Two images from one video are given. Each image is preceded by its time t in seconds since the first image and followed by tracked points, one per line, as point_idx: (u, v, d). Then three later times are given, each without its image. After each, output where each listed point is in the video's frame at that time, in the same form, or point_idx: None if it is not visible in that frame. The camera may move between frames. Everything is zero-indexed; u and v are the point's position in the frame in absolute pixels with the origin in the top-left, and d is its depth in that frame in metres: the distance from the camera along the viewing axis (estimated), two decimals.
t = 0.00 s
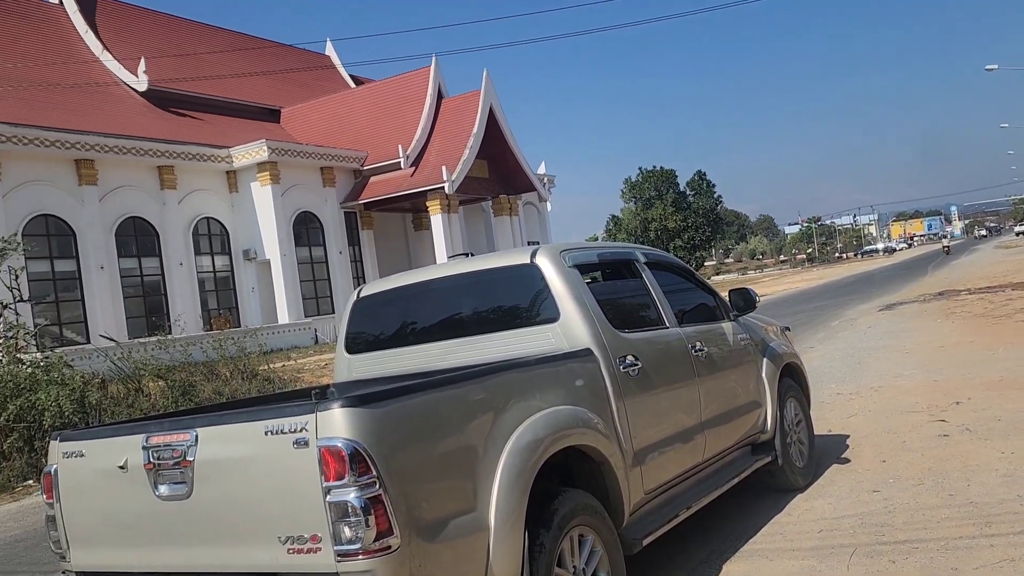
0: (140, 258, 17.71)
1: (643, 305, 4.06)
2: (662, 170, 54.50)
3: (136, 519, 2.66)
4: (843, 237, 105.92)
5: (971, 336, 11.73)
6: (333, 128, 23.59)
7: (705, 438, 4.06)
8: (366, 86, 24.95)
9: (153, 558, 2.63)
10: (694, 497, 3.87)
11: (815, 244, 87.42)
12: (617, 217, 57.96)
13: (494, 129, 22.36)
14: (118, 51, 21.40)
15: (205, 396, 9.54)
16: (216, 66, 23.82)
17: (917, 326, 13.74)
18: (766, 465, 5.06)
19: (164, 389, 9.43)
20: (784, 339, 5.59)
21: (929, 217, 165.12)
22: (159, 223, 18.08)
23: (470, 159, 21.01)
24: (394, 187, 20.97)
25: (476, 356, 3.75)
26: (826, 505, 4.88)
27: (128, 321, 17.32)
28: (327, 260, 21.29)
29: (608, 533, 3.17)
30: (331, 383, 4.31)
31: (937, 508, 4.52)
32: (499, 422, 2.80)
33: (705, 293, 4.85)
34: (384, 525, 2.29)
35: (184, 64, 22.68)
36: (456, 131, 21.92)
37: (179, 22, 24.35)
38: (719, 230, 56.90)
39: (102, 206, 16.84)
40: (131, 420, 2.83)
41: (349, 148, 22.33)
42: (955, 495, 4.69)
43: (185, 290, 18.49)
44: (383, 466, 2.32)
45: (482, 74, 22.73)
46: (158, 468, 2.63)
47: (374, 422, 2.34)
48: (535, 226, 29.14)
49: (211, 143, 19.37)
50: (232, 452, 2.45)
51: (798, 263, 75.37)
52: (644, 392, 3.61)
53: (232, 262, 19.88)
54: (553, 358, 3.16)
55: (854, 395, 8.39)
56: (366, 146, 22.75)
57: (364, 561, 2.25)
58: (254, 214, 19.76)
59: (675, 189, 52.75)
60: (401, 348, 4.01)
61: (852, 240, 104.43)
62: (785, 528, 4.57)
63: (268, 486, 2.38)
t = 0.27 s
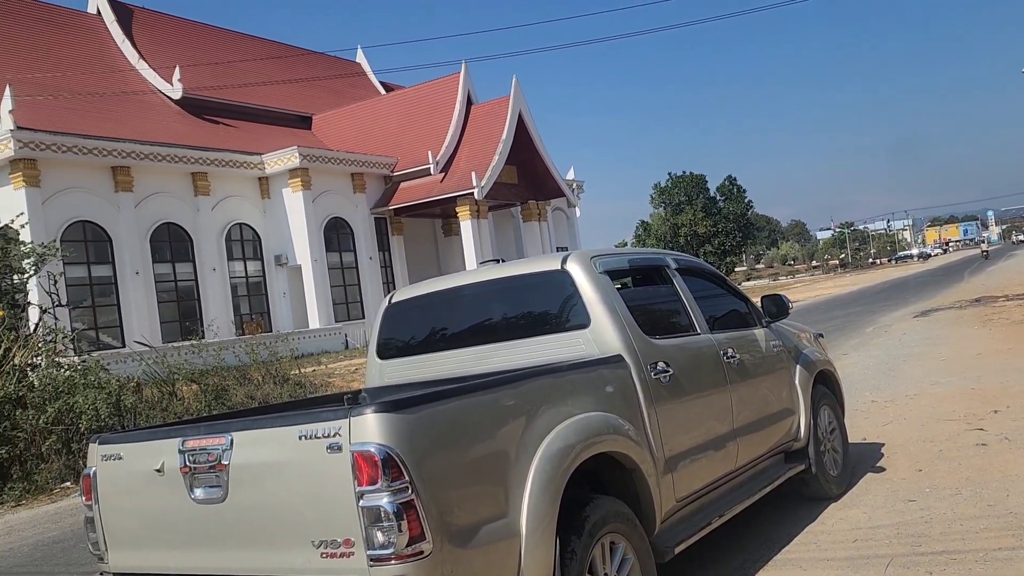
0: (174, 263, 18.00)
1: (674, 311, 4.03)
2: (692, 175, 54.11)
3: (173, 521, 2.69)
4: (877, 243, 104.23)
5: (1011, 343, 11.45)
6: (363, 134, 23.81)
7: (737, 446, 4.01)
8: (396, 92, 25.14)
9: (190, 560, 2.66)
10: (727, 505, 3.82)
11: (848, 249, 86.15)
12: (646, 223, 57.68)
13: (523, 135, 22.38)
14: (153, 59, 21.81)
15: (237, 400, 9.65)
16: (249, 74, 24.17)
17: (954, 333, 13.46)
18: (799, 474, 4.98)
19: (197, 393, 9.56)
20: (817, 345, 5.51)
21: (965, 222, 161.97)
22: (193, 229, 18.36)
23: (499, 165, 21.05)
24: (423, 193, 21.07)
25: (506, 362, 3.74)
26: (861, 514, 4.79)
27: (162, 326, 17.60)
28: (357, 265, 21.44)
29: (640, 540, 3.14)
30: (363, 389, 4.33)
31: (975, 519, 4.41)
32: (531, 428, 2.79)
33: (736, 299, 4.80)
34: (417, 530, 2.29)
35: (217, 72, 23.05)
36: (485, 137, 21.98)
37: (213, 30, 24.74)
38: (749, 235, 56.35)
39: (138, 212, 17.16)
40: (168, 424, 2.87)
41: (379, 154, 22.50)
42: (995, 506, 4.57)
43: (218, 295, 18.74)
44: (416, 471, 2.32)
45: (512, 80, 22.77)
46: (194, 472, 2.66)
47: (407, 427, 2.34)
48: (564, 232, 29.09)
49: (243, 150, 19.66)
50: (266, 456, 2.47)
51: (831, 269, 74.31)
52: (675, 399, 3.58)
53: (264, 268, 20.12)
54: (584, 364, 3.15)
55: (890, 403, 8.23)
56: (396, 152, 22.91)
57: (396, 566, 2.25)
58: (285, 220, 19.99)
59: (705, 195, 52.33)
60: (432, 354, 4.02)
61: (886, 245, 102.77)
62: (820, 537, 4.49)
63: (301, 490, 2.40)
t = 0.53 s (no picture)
0: (196, 267, 18.17)
1: (695, 315, 4.00)
2: (713, 180, 53.88)
3: (197, 524, 2.71)
4: (900, 246, 103.17)
5: None
6: (383, 139, 23.94)
7: (760, 451, 3.97)
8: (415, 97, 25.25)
9: (213, 561, 2.67)
10: (748, 511, 3.78)
11: (870, 253, 85.32)
12: (666, 227, 57.48)
13: (542, 139, 22.38)
14: (176, 66, 22.07)
15: (258, 404, 9.73)
16: (270, 80, 24.40)
17: (980, 337, 13.28)
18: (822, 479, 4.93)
19: (219, 397, 9.66)
20: (841, 350, 5.45)
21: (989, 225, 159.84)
22: (214, 233, 18.53)
23: (518, 169, 21.06)
24: (443, 198, 21.13)
25: (527, 367, 3.73)
26: (885, 520, 4.73)
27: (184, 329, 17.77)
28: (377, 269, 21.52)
29: (662, 545, 3.12)
30: (384, 393, 4.34)
31: (1002, 525, 4.33)
32: (552, 431, 2.79)
33: (758, 303, 4.76)
34: (439, 534, 2.29)
35: (239, 78, 23.28)
36: (504, 142, 22.01)
37: (234, 37, 25.00)
38: (769, 239, 55.99)
39: (160, 217, 17.35)
40: (192, 427, 2.89)
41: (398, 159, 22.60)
42: (1021, 513, 4.49)
43: (239, 299, 18.89)
44: (438, 475, 2.32)
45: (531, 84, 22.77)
46: (217, 475, 2.67)
47: (429, 430, 2.35)
48: (583, 236, 29.04)
49: (264, 155, 19.83)
50: (288, 459, 2.49)
51: (853, 273, 73.65)
52: (696, 403, 3.55)
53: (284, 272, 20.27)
54: (605, 369, 3.13)
55: (914, 408, 8.13)
56: (415, 156, 23.00)
57: (418, 569, 2.25)
58: (305, 225, 20.12)
59: (725, 199, 52.08)
60: (452, 358, 4.03)
61: (909, 249, 101.62)
62: (843, 543, 4.44)
63: (324, 493, 2.41)
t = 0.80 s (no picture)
0: (201, 270, 18.22)
1: (701, 317, 3.99)
2: (718, 182, 53.81)
3: (204, 525, 2.72)
4: (906, 248, 102.83)
5: None
6: (388, 141, 23.98)
7: (766, 453, 3.96)
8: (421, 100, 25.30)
9: (220, 563, 2.67)
10: (755, 513, 3.77)
11: (876, 255, 85.07)
12: (671, 229, 57.44)
13: (547, 141, 22.40)
14: (182, 69, 22.14)
15: (263, 406, 9.74)
16: (275, 83, 24.46)
17: (987, 340, 13.21)
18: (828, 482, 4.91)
19: (225, 399, 9.68)
20: (847, 352, 5.44)
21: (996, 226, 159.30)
22: (220, 236, 18.57)
23: (523, 171, 21.06)
24: (448, 200, 21.14)
25: (533, 368, 3.73)
26: (892, 523, 4.71)
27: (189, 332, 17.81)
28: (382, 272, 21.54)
29: (669, 548, 3.11)
30: (390, 395, 4.34)
31: (1009, 528, 4.31)
32: (559, 433, 2.78)
33: (764, 304, 4.75)
34: (445, 535, 2.29)
35: (244, 81, 23.35)
36: (509, 144, 22.02)
37: (240, 40, 25.07)
38: (775, 241, 55.90)
39: (166, 220, 17.40)
40: (199, 429, 2.90)
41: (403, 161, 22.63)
42: None
43: (245, 301, 18.93)
44: (444, 476, 2.32)
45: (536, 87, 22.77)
46: (225, 476, 2.68)
47: (435, 432, 2.35)
48: (588, 238, 29.02)
49: (270, 158, 19.88)
50: (295, 461, 2.50)
51: (859, 275, 73.44)
52: (703, 405, 3.54)
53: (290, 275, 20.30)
54: (611, 371, 3.13)
55: (921, 410, 8.10)
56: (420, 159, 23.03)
57: (425, 571, 2.26)
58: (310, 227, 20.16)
59: (731, 201, 52.01)
60: (457, 360, 4.03)
61: (915, 251, 101.29)
62: (850, 545, 4.42)
63: (331, 495, 2.41)
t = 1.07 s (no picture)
0: (192, 273, 18.14)
1: (693, 319, 4.00)
2: (710, 184, 54.01)
3: (195, 528, 2.70)
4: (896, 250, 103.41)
5: None
6: (379, 144, 23.96)
7: (757, 454, 3.97)
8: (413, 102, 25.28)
9: (211, 567, 2.66)
10: (747, 514, 3.78)
11: (866, 257, 85.52)
12: (662, 231, 57.59)
13: (539, 143, 22.42)
14: (172, 71, 22.06)
15: (255, 409, 9.70)
16: (267, 85, 24.41)
17: (977, 341, 13.30)
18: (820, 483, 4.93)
19: (216, 402, 9.64)
20: (838, 353, 5.46)
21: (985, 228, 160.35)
22: (211, 239, 18.50)
23: (515, 173, 21.06)
24: (439, 203, 21.12)
25: (525, 371, 3.73)
26: (883, 524, 4.72)
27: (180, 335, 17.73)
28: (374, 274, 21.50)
29: (661, 549, 3.11)
30: (382, 398, 4.33)
31: (1000, 528, 4.34)
32: (551, 435, 2.78)
33: (756, 306, 4.76)
34: (437, 538, 2.29)
35: (235, 83, 23.29)
36: (501, 146, 22.03)
37: (231, 42, 25.01)
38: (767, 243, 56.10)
39: (156, 222, 17.33)
40: (190, 432, 2.89)
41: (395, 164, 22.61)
42: (1018, 515, 4.50)
43: (236, 304, 18.86)
44: (437, 479, 2.32)
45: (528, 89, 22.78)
46: (215, 479, 2.67)
47: (427, 434, 2.34)
48: (580, 240, 29.06)
49: (261, 160, 19.83)
50: (286, 464, 2.48)
51: (850, 277, 73.82)
52: (694, 407, 3.55)
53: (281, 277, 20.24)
54: (603, 373, 3.13)
55: (911, 411, 8.14)
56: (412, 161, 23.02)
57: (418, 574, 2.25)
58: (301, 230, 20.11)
59: (722, 203, 52.23)
60: (449, 363, 4.02)
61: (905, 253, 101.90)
62: (841, 546, 4.44)
63: (322, 497, 2.40)
